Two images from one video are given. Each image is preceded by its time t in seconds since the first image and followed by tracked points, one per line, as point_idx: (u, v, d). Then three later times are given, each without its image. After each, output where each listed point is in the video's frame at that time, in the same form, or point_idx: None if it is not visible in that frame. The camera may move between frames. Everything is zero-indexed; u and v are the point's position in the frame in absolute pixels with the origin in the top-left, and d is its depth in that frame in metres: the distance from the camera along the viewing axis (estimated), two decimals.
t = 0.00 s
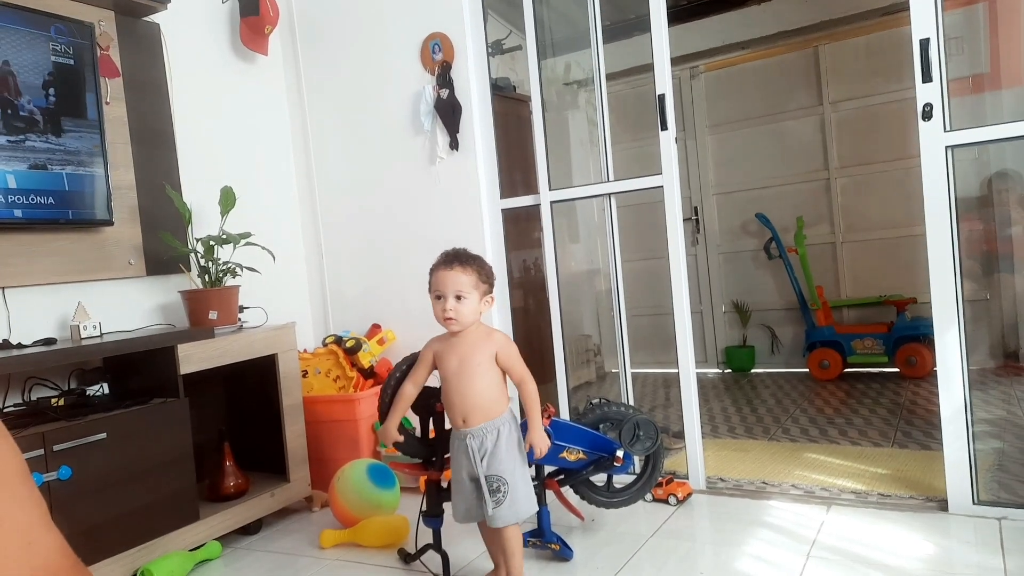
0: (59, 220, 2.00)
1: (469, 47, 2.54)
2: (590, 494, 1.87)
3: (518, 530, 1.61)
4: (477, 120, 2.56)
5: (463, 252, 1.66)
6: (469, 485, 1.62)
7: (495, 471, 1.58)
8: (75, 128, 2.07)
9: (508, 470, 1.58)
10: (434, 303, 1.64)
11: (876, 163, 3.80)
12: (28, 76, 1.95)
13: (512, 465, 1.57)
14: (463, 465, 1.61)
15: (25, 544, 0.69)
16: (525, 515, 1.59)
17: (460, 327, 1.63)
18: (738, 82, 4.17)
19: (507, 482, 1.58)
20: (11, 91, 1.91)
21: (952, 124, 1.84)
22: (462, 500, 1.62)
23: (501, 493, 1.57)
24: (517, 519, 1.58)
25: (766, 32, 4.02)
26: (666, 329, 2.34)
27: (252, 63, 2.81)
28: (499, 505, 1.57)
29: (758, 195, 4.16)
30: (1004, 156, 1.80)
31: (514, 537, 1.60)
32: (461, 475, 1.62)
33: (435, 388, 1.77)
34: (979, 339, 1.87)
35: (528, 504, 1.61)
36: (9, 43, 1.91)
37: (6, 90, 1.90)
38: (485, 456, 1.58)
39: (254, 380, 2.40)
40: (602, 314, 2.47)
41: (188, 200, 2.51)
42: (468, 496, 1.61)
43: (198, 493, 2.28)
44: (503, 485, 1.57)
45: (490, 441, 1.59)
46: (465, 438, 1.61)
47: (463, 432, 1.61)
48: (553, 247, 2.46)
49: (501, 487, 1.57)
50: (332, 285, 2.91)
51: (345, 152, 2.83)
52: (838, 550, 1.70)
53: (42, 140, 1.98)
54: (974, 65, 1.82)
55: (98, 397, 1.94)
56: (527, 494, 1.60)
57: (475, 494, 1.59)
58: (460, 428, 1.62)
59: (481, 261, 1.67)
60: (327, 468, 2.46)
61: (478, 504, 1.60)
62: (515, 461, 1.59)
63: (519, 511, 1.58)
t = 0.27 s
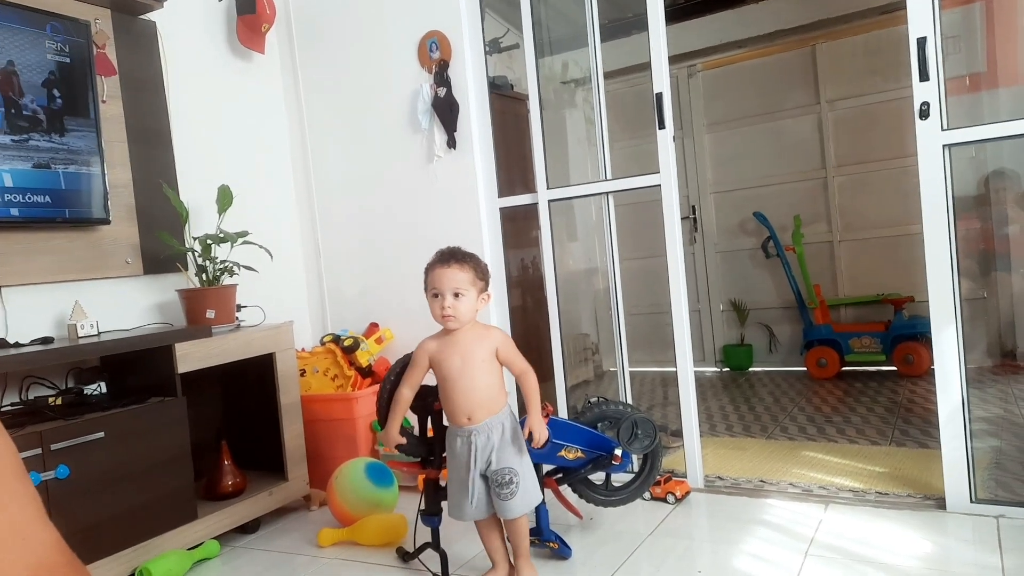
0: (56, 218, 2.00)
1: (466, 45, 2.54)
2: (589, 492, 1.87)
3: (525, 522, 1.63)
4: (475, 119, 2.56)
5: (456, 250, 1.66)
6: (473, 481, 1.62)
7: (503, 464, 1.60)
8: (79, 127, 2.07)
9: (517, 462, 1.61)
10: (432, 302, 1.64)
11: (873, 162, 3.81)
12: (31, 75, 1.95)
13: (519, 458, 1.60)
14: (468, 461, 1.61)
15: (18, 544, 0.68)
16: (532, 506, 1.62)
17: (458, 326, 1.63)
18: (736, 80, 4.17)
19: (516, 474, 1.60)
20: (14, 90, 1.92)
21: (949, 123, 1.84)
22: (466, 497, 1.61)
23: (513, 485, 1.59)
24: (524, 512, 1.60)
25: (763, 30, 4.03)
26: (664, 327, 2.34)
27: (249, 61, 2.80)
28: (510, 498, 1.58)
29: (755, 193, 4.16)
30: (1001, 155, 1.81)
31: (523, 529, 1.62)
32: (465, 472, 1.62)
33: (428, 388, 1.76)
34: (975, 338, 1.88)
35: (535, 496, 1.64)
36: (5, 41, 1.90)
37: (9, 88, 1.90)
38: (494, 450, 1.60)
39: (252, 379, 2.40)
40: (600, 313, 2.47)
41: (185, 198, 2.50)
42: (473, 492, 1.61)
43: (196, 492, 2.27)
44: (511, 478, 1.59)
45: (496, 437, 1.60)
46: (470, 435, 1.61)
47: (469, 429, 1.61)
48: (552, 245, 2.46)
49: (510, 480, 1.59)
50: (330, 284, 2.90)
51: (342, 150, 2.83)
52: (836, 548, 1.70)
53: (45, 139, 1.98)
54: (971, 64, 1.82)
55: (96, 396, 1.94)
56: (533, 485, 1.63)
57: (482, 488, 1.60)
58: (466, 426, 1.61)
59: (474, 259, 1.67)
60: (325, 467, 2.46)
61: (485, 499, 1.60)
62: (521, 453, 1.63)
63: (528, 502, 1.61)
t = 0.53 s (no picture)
0: (56, 218, 2.00)
1: (467, 45, 2.54)
2: (588, 492, 1.87)
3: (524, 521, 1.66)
4: (476, 119, 2.56)
5: (471, 254, 1.67)
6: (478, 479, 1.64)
7: (509, 464, 1.63)
8: (85, 127, 2.09)
9: (522, 462, 1.65)
10: (446, 306, 1.64)
11: (874, 162, 3.81)
12: (37, 75, 1.97)
13: (525, 458, 1.64)
14: (474, 460, 1.63)
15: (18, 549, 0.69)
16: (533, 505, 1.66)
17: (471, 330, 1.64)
18: (736, 80, 4.17)
19: (520, 473, 1.64)
20: (22, 90, 1.93)
21: (949, 123, 1.84)
22: (469, 494, 1.64)
23: (518, 484, 1.62)
24: (525, 511, 1.64)
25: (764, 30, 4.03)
26: (663, 327, 2.34)
27: (249, 60, 2.80)
28: (514, 497, 1.62)
29: (756, 193, 4.16)
30: (1001, 155, 1.80)
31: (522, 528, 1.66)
32: (470, 470, 1.64)
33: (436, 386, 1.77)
34: (976, 338, 1.87)
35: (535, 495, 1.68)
36: (6, 40, 1.90)
37: (16, 88, 1.92)
38: (501, 449, 1.63)
39: (251, 378, 2.40)
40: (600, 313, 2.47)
41: (185, 198, 2.50)
42: (477, 490, 1.63)
43: (196, 491, 2.27)
44: (516, 478, 1.63)
45: (504, 437, 1.63)
46: (480, 436, 1.63)
47: (480, 431, 1.63)
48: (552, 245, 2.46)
49: (516, 479, 1.62)
50: (329, 284, 2.90)
51: (343, 150, 2.83)
52: (835, 548, 1.70)
53: (51, 139, 2.00)
54: (972, 64, 1.82)
55: (95, 395, 1.94)
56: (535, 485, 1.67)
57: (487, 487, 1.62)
58: (476, 428, 1.63)
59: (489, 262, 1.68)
60: (324, 466, 2.46)
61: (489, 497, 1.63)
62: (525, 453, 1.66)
63: (531, 502, 1.64)
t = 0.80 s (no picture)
0: (55, 217, 2.00)
1: (466, 45, 2.54)
2: (587, 491, 1.87)
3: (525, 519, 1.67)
4: (475, 119, 2.56)
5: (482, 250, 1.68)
6: (482, 475, 1.64)
7: (514, 462, 1.64)
8: (86, 127, 2.10)
9: (526, 459, 1.66)
10: (455, 299, 1.65)
11: (873, 162, 3.81)
12: (39, 75, 1.97)
13: (530, 456, 1.65)
14: (480, 456, 1.63)
15: (22, 547, 0.69)
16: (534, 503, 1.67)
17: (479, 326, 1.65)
18: (736, 80, 4.17)
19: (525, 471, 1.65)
20: (24, 89, 1.94)
21: (949, 123, 1.84)
22: (473, 490, 1.64)
23: (523, 481, 1.63)
24: (527, 508, 1.65)
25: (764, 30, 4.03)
26: (663, 327, 2.34)
27: (249, 60, 2.80)
28: (519, 493, 1.63)
29: (755, 193, 4.16)
30: (1001, 155, 1.81)
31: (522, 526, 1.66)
32: (475, 466, 1.64)
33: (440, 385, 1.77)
34: (975, 338, 1.88)
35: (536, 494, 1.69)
36: (7, 40, 1.90)
37: (20, 88, 1.93)
38: (508, 446, 1.64)
39: (251, 377, 2.40)
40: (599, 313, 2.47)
41: (184, 197, 2.50)
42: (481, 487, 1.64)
43: (195, 491, 2.27)
44: (521, 475, 1.64)
45: (511, 433, 1.64)
46: (489, 432, 1.63)
47: (489, 427, 1.63)
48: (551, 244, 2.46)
49: (521, 476, 1.63)
50: (329, 284, 2.90)
51: (342, 150, 2.83)
52: (834, 548, 1.70)
53: (54, 138, 2.00)
54: (971, 64, 1.82)
55: (95, 394, 1.93)
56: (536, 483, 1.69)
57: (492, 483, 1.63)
58: (485, 424, 1.63)
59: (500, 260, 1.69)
60: (324, 466, 2.46)
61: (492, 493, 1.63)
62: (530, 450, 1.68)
63: (533, 499, 1.66)
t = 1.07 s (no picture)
0: (55, 217, 2.00)
1: (466, 45, 2.54)
2: (586, 492, 1.86)
3: (518, 516, 1.67)
4: (475, 119, 2.56)
5: (468, 250, 1.68)
6: (472, 475, 1.64)
7: (503, 460, 1.64)
8: (87, 128, 2.10)
9: (515, 457, 1.66)
10: (444, 300, 1.66)
11: (873, 162, 3.81)
12: (43, 76, 1.98)
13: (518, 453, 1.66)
14: (468, 457, 1.63)
15: (16, 551, 0.66)
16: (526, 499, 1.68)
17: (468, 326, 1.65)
18: (736, 81, 4.17)
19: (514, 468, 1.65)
20: (30, 91, 1.95)
21: (949, 124, 1.84)
22: (464, 491, 1.64)
23: (512, 478, 1.64)
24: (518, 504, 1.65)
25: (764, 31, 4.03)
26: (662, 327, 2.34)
27: (249, 60, 2.81)
28: (509, 491, 1.63)
29: (755, 194, 4.16)
30: (1001, 155, 1.80)
31: (515, 524, 1.66)
32: (463, 467, 1.64)
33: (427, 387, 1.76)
34: (975, 338, 1.87)
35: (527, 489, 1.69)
36: (9, 41, 1.90)
37: (26, 89, 1.94)
38: (495, 444, 1.64)
39: (250, 378, 2.40)
40: (599, 313, 2.46)
41: (184, 198, 2.50)
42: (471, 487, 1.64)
43: (195, 491, 2.27)
44: (511, 473, 1.64)
45: (497, 432, 1.64)
46: (477, 432, 1.63)
47: (477, 427, 1.63)
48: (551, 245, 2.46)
49: (510, 473, 1.63)
50: (328, 284, 2.90)
51: (342, 150, 2.83)
52: (833, 548, 1.70)
53: (57, 139, 2.01)
54: (971, 64, 1.82)
55: (94, 394, 1.93)
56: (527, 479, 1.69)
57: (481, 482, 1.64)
58: (473, 423, 1.63)
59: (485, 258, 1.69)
60: (323, 466, 2.46)
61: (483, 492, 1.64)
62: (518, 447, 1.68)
63: (524, 495, 1.66)
